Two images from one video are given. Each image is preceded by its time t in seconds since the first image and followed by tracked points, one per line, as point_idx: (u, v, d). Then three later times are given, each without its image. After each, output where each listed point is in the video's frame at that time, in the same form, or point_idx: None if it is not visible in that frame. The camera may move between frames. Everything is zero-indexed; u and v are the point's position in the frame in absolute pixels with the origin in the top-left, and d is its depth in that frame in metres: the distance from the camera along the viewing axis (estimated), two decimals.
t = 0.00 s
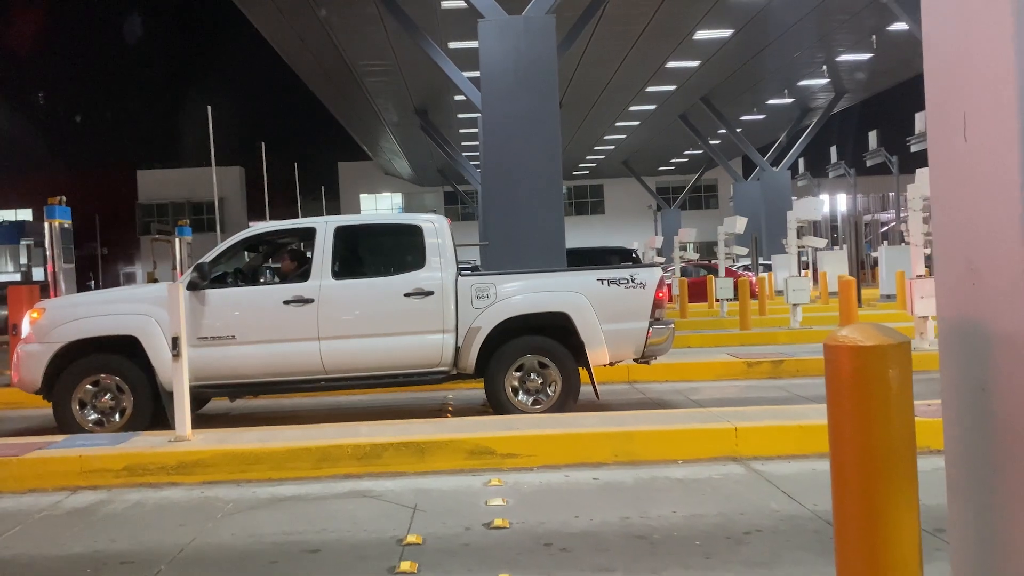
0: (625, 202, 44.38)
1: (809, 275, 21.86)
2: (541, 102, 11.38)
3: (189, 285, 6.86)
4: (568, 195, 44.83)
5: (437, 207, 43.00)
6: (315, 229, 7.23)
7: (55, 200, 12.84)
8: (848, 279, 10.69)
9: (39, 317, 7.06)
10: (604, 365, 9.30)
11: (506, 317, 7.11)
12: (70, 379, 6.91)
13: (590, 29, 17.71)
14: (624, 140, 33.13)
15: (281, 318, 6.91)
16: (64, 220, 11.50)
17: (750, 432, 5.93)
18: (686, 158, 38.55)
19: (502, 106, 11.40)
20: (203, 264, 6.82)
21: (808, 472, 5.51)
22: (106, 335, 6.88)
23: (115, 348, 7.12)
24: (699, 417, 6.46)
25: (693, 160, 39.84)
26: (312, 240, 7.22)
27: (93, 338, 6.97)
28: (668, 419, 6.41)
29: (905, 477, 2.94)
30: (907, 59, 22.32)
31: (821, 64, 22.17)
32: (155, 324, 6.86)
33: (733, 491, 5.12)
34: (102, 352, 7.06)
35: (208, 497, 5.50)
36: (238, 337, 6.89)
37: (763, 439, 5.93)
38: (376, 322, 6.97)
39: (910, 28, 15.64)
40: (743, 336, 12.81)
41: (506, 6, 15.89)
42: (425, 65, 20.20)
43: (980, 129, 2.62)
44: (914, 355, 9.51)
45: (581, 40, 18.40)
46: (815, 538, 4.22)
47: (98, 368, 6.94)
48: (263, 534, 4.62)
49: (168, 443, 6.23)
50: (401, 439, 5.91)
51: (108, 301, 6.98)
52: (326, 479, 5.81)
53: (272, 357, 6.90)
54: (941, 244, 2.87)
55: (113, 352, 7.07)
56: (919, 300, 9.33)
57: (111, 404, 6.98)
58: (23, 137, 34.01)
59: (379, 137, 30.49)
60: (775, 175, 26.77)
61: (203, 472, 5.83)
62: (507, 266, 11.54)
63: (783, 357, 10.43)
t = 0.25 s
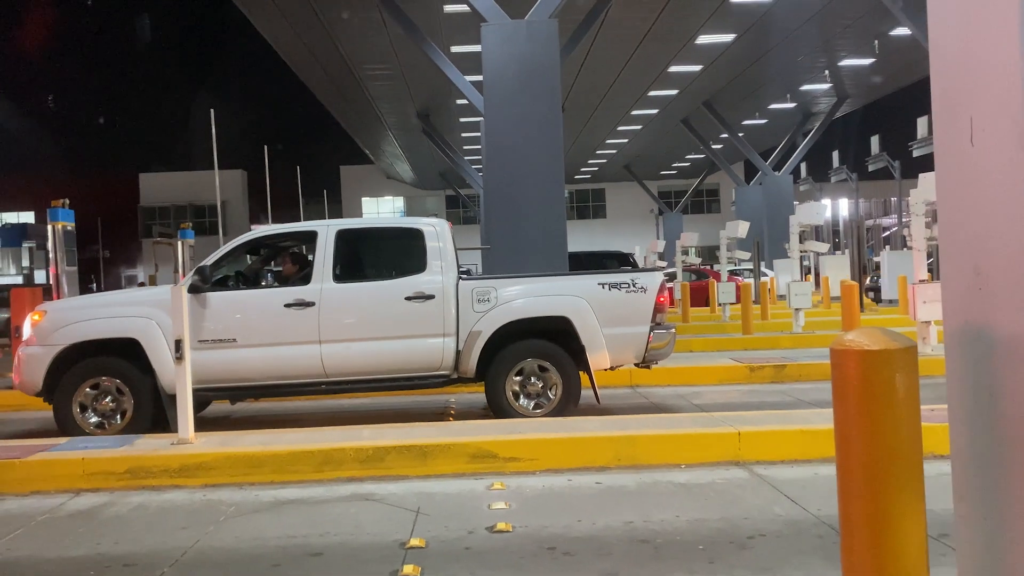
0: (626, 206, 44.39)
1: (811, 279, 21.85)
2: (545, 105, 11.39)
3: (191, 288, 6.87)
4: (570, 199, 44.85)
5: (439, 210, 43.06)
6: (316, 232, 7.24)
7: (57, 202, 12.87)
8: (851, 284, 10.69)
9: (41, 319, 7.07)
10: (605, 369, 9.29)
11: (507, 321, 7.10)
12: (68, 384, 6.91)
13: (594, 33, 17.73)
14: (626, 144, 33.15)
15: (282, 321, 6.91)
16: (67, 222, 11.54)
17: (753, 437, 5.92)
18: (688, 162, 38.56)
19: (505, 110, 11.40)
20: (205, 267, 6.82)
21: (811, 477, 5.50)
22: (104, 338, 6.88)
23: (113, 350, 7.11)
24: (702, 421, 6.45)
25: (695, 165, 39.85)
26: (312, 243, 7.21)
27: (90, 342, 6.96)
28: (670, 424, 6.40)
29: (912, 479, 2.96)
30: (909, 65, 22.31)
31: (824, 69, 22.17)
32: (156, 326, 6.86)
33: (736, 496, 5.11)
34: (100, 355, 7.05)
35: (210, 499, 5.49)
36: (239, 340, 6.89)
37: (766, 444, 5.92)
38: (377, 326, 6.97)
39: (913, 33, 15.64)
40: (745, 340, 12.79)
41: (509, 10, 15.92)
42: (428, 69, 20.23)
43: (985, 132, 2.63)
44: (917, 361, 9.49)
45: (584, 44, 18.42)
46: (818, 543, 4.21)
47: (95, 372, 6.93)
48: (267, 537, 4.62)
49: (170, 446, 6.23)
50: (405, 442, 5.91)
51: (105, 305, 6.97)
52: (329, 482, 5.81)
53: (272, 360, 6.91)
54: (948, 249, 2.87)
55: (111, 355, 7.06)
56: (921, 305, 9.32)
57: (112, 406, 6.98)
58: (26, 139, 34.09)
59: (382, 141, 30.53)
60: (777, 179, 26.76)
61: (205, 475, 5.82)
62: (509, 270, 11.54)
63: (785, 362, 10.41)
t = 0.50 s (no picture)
0: (628, 212, 44.44)
1: (813, 286, 21.84)
2: (548, 111, 11.40)
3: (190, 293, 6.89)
4: (572, 205, 44.90)
5: (441, 216, 43.16)
6: (315, 237, 7.25)
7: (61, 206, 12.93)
8: (853, 290, 10.69)
9: (39, 323, 7.08)
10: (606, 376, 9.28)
11: (505, 326, 7.11)
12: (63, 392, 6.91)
13: (596, 40, 17.77)
14: (628, 150, 33.21)
15: (281, 325, 6.92)
16: (70, 226, 11.58)
17: (755, 443, 5.90)
18: (690, 168, 38.59)
19: (507, 116, 11.43)
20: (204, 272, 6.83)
21: (812, 483, 5.49)
22: (97, 342, 6.88)
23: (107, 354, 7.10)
24: (703, 428, 6.45)
25: (698, 171, 39.89)
26: (310, 247, 7.21)
27: (82, 347, 6.95)
28: (672, 430, 6.39)
29: (912, 486, 2.95)
30: (912, 72, 22.33)
31: (826, 76, 22.20)
32: (154, 330, 6.87)
33: (738, 503, 5.09)
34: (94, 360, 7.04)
35: (210, 504, 5.49)
36: (237, 344, 6.89)
37: (767, 450, 5.91)
38: (375, 331, 6.97)
39: (915, 40, 15.67)
40: (747, 347, 12.77)
41: (512, 16, 15.97)
42: (431, 75, 20.28)
43: (987, 140, 2.64)
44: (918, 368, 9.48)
45: (587, 50, 18.46)
46: (820, 550, 4.19)
47: (88, 378, 6.93)
48: (267, 542, 4.61)
49: (171, 450, 6.23)
50: (406, 448, 5.91)
51: (97, 310, 6.97)
52: (329, 487, 5.80)
53: (271, 365, 6.91)
54: (949, 258, 2.87)
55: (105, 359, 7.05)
56: (923, 312, 9.32)
57: (109, 410, 6.98)
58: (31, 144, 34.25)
59: (384, 146, 30.59)
60: (780, 186, 26.76)
61: (206, 479, 5.82)
62: (511, 275, 11.55)
63: (787, 368, 10.40)
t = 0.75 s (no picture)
0: (630, 220, 44.48)
1: (815, 295, 21.83)
2: (550, 120, 11.43)
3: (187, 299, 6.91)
4: (574, 213, 44.95)
5: (443, 223, 43.22)
6: (312, 244, 7.26)
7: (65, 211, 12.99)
8: (855, 300, 10.67)
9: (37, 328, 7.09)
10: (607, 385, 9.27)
11: (502, 334, 7.09)
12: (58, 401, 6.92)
13: (599, 49, 17.85)
14: (630, 159, 33.25)
15: (279, 333, 6.93)
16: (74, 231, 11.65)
17: (756, 453, 5.90)
18: (693, 177, 38.62)
19: (510, 124, 11.44)
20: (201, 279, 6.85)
21: (814, 494, 5.48)
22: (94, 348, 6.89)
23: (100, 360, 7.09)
24: (704, 437, 6.44)
25: (699, 180, 39.92)
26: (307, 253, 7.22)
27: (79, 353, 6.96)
28: (673, 440, 6.39)
29: (913, 498, 3.01)
30: (914, 82, 22.36)
31: (829, 85, 22.24)
32: (151, 336, 6.87)
33: (739, 513, 5.08)
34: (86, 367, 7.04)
35: (211, 511, 5.48)
36: (234, 351, 6.90)
37: (769, 460, 5.90)
38: (372, 338, 6.98)
39: (917, 50, 15.70)
40: (749, 356, 12.76)
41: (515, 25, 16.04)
42: (434, 83, 20.37)
43: (988, 152, 2.64)
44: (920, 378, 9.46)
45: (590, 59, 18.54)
46: (820, 561, 4.19)
47: (85, 384, 6.93)
48: (268, 550, 4.61)
49: (172, 457, 6.24)
50: (406, 456, 5.91)
51: (87, 317, 6.97)
52: (330, 495, 5.80)
53: (267, 372, 6.91)
54: (950, 270, 2.88)
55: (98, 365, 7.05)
56: (925, 322, 9.30)
57: (106, 417, 6.98)
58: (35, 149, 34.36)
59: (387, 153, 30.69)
60: (782, 195, 26.78)
61: (207, 486, 5.82)
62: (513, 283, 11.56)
63: (789, 378, 10.38)
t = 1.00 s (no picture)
0: (632, 230, 44.52)
1: (818, 307, 21.82)
2: (553, 130, 11.47)
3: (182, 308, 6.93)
4: (577, 223, 45.01)
5: (446, 232, 43.28)
6: (309, 253, 7.29)
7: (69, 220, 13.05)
8: (857, 311, 10.67)
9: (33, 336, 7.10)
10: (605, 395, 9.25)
11: (498, 344, 7.09)
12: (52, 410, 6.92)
13: (602, 60, 17.94)
14: (633, 169, 33.31)
15: (278, 342, 6.94)
16: (78, 239, 11.68)
17: (758, 464, 5.89)
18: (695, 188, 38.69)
19: (512, 135, 11.48)
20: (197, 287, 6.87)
21: (815, 506, 5.47)
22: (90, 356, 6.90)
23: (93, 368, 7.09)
24: (706, 449, 6.44)
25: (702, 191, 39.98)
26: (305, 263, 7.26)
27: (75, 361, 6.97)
28: (675, 451, 6.38)
29: (917, 512, 3.01)
30: (916, 94, 22.42)
31: (831, 97, 22.31)
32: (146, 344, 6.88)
33: (741, 525, 5.07)
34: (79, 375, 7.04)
35: (213, 520, 5.48)
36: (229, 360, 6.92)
37: (770, 472, 5.89)
38: (367, 348, 6.98)
39: (920, 63, 15.75)
40: (751, 367, 12.74)
41: (518, 36, 16.13)
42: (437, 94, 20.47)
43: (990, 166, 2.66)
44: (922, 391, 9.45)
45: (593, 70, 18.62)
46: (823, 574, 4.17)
47: (80, 391, 6.93)
48: (269, 559, 4.61)
49: (175, 465, 6.24)
50: (408, 465, 5.91)
51: (83, 325, 6.98)
52: (331, 504, 5.80)
53: (262, 381, 6.92)
54: (953, 282, 2.89)
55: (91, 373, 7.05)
56: (927, 334, 9.30)
57: (100, 425, 6.98)
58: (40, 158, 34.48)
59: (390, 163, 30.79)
60: (784, 206, 26.80)
61: (209, 495, 5.82)
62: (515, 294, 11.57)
63: (791, 390, 10.37)
